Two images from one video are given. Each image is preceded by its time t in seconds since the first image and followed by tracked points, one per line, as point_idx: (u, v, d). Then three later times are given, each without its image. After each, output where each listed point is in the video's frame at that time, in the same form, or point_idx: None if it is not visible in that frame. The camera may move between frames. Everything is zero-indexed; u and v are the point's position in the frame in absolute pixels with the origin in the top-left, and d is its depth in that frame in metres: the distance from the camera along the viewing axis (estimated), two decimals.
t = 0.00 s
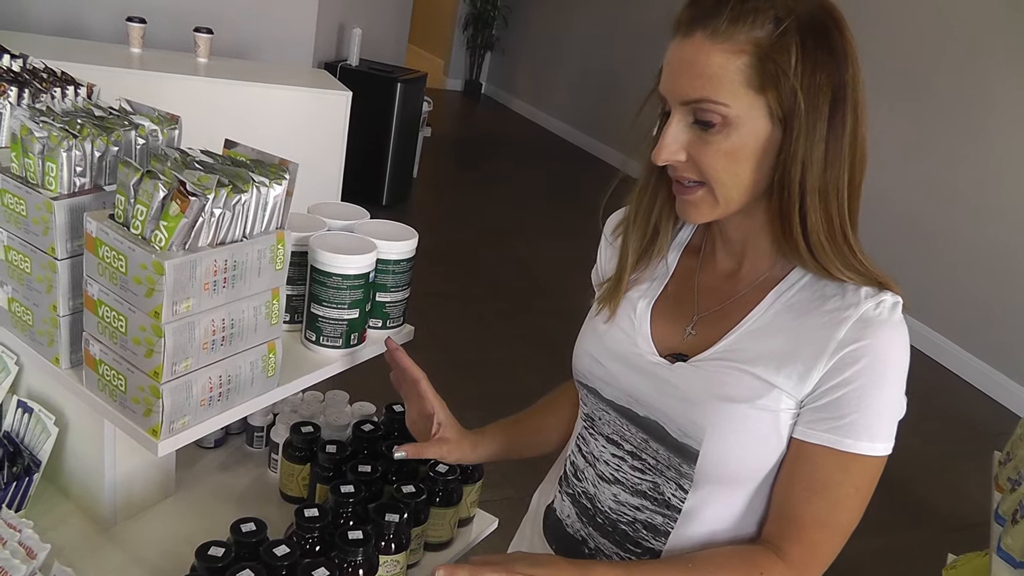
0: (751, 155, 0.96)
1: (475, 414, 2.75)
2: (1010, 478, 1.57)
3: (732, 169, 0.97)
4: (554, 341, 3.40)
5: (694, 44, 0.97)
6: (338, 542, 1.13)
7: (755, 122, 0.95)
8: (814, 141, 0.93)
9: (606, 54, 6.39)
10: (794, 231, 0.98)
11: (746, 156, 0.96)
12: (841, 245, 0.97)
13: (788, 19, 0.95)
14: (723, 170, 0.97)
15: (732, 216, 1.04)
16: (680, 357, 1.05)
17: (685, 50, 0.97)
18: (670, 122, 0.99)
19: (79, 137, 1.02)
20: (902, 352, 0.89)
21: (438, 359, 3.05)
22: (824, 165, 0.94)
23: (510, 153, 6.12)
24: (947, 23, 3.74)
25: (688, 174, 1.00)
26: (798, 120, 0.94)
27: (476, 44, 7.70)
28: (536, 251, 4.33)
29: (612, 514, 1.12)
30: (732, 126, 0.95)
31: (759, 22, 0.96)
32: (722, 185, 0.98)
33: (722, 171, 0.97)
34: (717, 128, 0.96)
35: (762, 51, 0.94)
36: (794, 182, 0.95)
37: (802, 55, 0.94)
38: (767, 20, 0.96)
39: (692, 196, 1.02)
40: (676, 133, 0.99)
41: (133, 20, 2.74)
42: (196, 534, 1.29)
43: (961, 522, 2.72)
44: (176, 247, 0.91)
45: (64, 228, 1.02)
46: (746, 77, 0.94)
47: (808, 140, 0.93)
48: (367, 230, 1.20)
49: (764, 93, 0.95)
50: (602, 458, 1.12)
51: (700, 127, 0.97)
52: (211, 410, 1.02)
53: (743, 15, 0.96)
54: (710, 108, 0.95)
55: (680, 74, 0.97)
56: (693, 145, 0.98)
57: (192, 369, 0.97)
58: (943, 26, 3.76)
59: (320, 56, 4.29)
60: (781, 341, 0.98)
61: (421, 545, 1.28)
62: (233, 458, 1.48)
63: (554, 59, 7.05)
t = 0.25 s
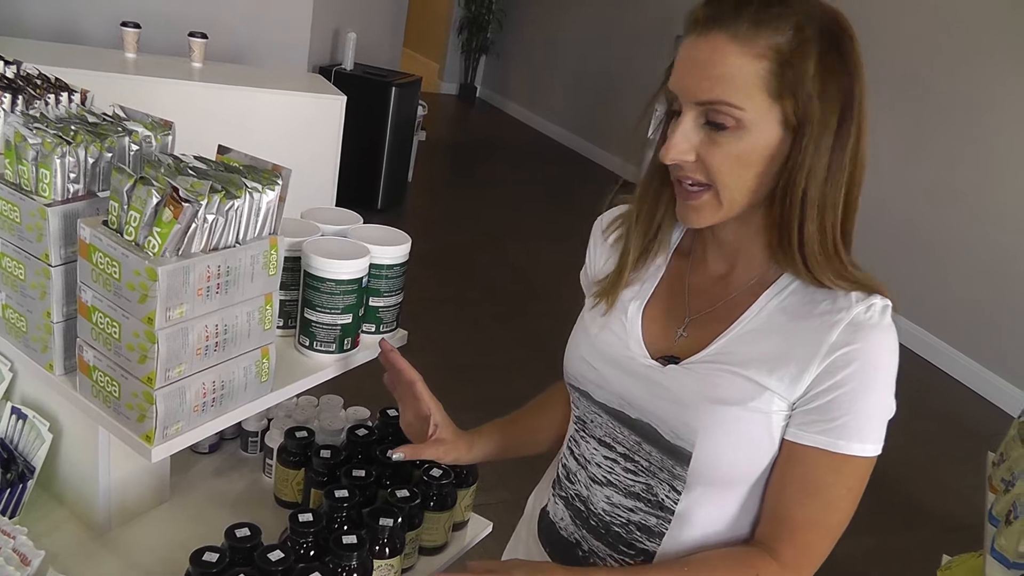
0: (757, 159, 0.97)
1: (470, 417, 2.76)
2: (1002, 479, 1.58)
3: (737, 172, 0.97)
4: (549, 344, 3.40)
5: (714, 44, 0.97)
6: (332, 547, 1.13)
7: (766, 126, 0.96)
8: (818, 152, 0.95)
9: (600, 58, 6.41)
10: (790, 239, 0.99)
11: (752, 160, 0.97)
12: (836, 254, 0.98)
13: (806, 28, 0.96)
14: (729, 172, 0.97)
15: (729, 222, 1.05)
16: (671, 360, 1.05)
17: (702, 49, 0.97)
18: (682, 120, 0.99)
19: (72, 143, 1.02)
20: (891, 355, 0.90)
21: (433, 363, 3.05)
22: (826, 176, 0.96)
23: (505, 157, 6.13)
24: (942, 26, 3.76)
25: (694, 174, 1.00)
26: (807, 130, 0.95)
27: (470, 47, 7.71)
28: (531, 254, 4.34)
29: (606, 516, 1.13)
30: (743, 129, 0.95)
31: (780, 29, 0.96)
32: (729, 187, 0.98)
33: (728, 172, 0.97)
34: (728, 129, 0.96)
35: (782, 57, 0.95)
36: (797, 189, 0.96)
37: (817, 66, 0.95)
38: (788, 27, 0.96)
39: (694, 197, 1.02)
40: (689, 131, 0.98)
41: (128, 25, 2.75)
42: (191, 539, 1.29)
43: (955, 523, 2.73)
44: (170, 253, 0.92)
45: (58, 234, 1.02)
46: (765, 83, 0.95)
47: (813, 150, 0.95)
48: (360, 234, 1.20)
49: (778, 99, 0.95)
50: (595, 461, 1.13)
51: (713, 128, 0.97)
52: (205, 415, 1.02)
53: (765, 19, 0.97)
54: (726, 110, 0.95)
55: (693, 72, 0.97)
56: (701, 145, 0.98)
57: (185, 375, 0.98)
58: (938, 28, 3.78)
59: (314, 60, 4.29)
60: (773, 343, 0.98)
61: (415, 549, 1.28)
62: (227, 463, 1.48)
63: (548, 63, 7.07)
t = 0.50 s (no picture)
0: (792, 157, 1.01)
1: (466, 423, 2.76)
2: (998, 485, 1.58)
3: (777, 171, 1.00)
4: (546, 350, 3.41)
5: (749, 46, 0.98)
6: (328, 553, 1.13)
7: (802, 125, 1.00)
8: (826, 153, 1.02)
9: (598, 64, 6.43)
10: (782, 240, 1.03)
11: (789, 159, 1.00)
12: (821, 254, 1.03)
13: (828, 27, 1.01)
14: (770, 172, 0.99)
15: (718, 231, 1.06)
16: (661, 363, 1.06)
17: (740, 51, 0.98)
18: (728, 117, 0.99)
19: (70, 151, 1.02)
20: (874, 341, 0.92)
21: (430, 369, 3.06)
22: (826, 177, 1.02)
23: (503, 163, 6.14)
24: (938, 34, 3.78)
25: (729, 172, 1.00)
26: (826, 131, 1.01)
27: (468, 53, 7.73)
28: (528, 260, 4.34)
29: (606, 524, 1.13)
30: (788, 127, 0.99)
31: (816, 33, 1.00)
32: (762, 185, 1.00)
33: (769, 172, 0.99)
34: (777, 129, 0.98)
35: (819, 61, 0.99)
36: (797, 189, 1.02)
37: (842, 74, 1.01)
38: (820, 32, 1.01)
39: (726, 198, 1.01)
40: (736, 128, 0.98)
41: (126, 31, 2.76)
42: (187, 545, 1.30)
43: (951, 529, 2.73)
44: (167, 260, 0.92)
45: (56, 242, 1.02)
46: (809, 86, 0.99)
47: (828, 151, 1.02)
48: (357, 242, 1.21)
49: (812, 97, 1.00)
50: (591, 471, 1.13)
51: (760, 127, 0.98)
52: (201, 422, 1.03)
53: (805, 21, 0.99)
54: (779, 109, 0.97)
55: (736, 74, 0.98)
56: (748, 145, 0.98)
57: (182, 382, 0.98)
58: (934, 34, 3.80)
59: (313, 66, 4.30)
60: (761, 340, 0.99)
61: (411, 555, 1.29)
62: (224, 469, 1.48)
63: (546, 69, 7.09)
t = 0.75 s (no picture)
0: (780, 157, 1.01)
1: (465, 425, 2.76)
2: (997, 487, 1.59)
3: (765, 171, 1.01)
4: (545, 352, 3.41)
5: (729, 54, 0.99)
6: (327, 555, 1.14)
7: (786, 125, 1.01)
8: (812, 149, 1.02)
9: (598, 66, 6.44)
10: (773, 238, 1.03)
11: (776, 159, 1.01)
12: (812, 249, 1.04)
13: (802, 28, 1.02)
14: (759, 173, 1.00)
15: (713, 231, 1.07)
16: (662, 361, 1.06)
17: (721, 60, 0.99)
18: (714, 123, 0.99)
19: (70, 154, 1.03)
20: (868, 332, 0.93)
21: (429, 371, 3.06)
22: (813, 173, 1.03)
23: (502, 165, 6.15)
24: (937, 36, 3.78)
25: (720, 177, 1.00)
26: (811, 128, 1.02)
27: (468, 56, 7.74)
28: (528, 262, 4.34)
29: (608, 523, 1.13)
30: (772, 129, 1.00)
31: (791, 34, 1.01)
32: (753, 186, 1.00)
33: (757, 174, 1.00)
34: (763, 132, 0.99)
35: (797, 62, 1.00)
36: (784, 186, 1.03)
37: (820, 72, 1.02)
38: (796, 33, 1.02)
39: (719, 202, 1.01)
40: (724, 134, 0.99)
41: (126, 33, 2.76)
42: (186, 547, 1.30)
43: (949, 532, 2.74)
44: (167, 263, 0.92)
45: (56, 244, 1.03)
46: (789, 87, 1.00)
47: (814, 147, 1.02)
48: (356, 245, 1.21)
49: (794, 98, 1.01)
50: (592, 470, 1.13)
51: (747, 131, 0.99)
52: (201, 424, 1.03)
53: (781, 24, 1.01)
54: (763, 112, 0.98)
55: (719, 81, 0.99)
56: (737, 152, 0.99)
57: (182, 384, 0.99)
58: (933, 37, 3.80)
59: (312, 68, 4.31)
60: (757, 337, 1.00)
61: (410, 557, 1.29)
62: (223, 471, 1.48)
63: (546, 71, 7.09)
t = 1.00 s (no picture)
0: (767, 153, 1.00)
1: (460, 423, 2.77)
2: (990, 484, 1.59)
3: (752, 167, 0.99)
4: (540, 350, 3.41)
5: (712, 48, 0.99)
6: (321, 553, 1.14)
7: (771, 121, 1.00)
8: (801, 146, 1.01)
9: (592, 65, 6.44)
10: (763, 236, 1.02)
11: (763, 154, 1.00)
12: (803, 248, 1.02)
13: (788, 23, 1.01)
14: (745, 168, 0.99)
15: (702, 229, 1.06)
16: (649, 357, 1.07)
17: (704, 54, 0.99)
18: (696, 117, 0.99)
19: (63, 151, 1.02)
20: (857, 339, 0.91)
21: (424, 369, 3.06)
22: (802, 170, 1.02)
23: (496, 163, 6.15)
24: (933, 35, 3.79)
25: (705, 170, 1.00)
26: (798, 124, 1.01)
27: (462, 54, 7.74)
28: (522, 260, 4.35)
29: (594, 515, 1.14)
30: (757, 124, 0.99)
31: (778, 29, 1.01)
32: (740, 181, 0.99)
33: (743, 170, 0.99)
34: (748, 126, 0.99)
35: (783, 55, 1.00)
36: (772, 179, 1.01)
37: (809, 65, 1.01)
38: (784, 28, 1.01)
39: (704, 197, 1.01)
40: (706, 128, 0.99)
41: (120, 30, 2.75)
42: (180, 545, 1.30)
43: (943, 529, 2.75)
44: (159, 261, 0.92)
45: (48, 241, 1.02)
46: (774, 81, 0.99)
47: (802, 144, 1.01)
48: (351, 242, 1.21)
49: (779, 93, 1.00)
50: (581, 462, 1.14)
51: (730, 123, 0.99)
52: (195, 422, 1.03)
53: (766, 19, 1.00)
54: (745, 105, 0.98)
55: (700, 74, 0.99)
56: (720, 144, 0.99)
57: (175, 381, 0.98)
58: (929, 37, 3.81)
59: (307, 66, 4.30)
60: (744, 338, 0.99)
61: (404, 554, 1.29)
62: (217, 469, 1.48)
63: (540, 69, 7.10)
